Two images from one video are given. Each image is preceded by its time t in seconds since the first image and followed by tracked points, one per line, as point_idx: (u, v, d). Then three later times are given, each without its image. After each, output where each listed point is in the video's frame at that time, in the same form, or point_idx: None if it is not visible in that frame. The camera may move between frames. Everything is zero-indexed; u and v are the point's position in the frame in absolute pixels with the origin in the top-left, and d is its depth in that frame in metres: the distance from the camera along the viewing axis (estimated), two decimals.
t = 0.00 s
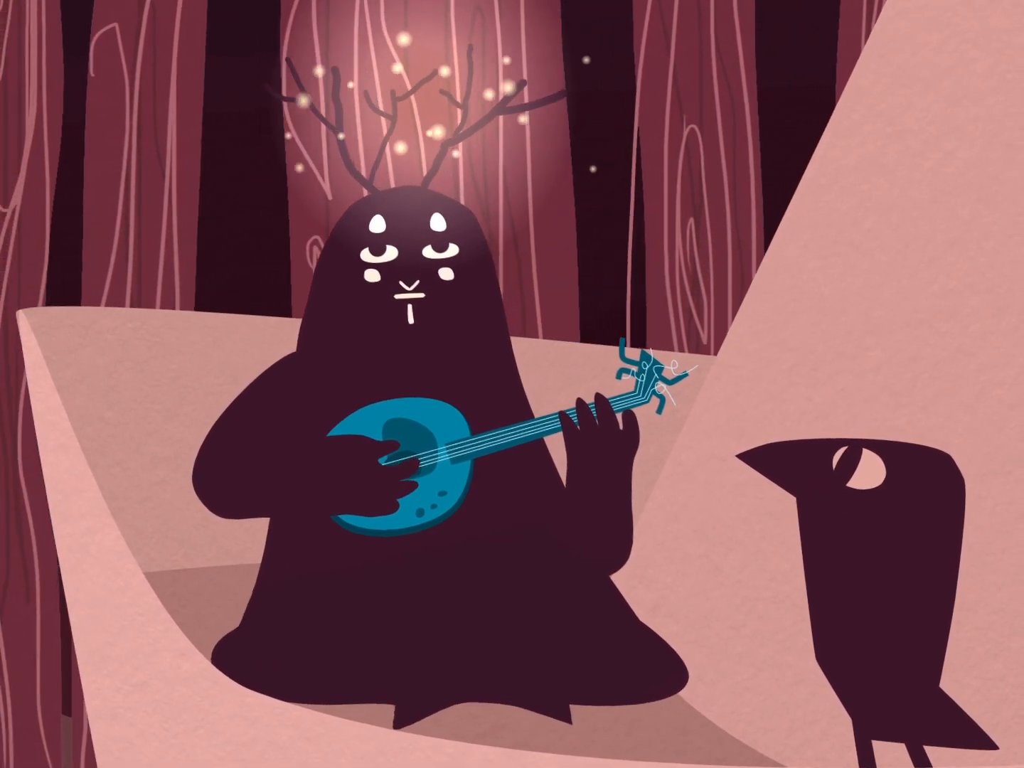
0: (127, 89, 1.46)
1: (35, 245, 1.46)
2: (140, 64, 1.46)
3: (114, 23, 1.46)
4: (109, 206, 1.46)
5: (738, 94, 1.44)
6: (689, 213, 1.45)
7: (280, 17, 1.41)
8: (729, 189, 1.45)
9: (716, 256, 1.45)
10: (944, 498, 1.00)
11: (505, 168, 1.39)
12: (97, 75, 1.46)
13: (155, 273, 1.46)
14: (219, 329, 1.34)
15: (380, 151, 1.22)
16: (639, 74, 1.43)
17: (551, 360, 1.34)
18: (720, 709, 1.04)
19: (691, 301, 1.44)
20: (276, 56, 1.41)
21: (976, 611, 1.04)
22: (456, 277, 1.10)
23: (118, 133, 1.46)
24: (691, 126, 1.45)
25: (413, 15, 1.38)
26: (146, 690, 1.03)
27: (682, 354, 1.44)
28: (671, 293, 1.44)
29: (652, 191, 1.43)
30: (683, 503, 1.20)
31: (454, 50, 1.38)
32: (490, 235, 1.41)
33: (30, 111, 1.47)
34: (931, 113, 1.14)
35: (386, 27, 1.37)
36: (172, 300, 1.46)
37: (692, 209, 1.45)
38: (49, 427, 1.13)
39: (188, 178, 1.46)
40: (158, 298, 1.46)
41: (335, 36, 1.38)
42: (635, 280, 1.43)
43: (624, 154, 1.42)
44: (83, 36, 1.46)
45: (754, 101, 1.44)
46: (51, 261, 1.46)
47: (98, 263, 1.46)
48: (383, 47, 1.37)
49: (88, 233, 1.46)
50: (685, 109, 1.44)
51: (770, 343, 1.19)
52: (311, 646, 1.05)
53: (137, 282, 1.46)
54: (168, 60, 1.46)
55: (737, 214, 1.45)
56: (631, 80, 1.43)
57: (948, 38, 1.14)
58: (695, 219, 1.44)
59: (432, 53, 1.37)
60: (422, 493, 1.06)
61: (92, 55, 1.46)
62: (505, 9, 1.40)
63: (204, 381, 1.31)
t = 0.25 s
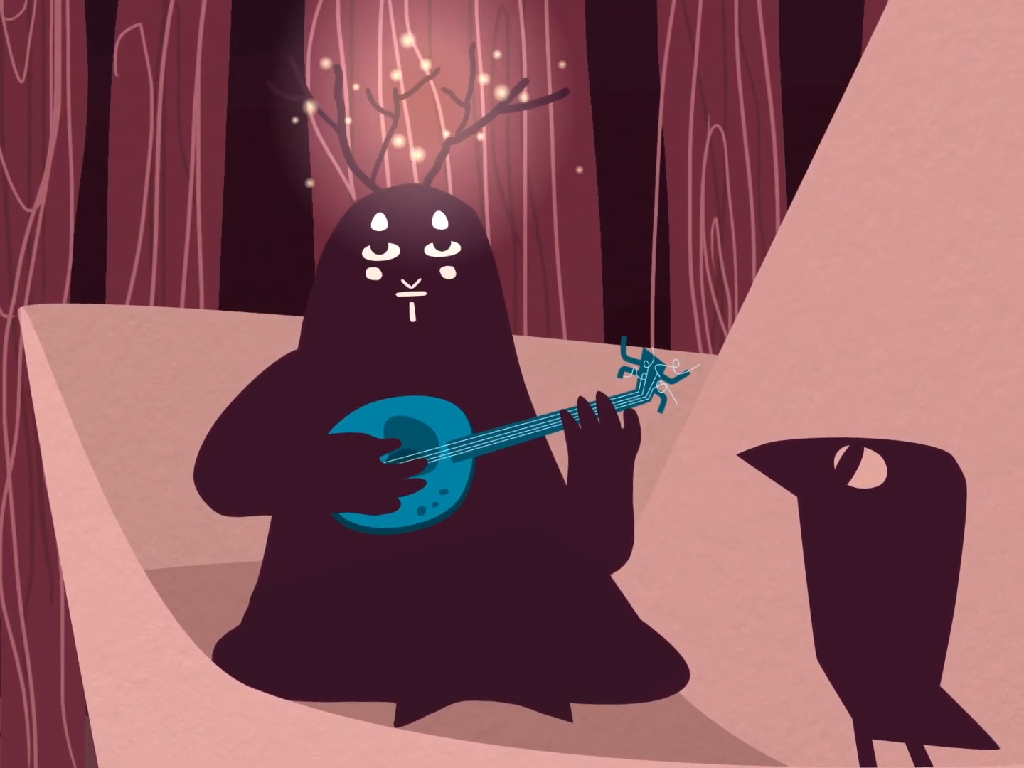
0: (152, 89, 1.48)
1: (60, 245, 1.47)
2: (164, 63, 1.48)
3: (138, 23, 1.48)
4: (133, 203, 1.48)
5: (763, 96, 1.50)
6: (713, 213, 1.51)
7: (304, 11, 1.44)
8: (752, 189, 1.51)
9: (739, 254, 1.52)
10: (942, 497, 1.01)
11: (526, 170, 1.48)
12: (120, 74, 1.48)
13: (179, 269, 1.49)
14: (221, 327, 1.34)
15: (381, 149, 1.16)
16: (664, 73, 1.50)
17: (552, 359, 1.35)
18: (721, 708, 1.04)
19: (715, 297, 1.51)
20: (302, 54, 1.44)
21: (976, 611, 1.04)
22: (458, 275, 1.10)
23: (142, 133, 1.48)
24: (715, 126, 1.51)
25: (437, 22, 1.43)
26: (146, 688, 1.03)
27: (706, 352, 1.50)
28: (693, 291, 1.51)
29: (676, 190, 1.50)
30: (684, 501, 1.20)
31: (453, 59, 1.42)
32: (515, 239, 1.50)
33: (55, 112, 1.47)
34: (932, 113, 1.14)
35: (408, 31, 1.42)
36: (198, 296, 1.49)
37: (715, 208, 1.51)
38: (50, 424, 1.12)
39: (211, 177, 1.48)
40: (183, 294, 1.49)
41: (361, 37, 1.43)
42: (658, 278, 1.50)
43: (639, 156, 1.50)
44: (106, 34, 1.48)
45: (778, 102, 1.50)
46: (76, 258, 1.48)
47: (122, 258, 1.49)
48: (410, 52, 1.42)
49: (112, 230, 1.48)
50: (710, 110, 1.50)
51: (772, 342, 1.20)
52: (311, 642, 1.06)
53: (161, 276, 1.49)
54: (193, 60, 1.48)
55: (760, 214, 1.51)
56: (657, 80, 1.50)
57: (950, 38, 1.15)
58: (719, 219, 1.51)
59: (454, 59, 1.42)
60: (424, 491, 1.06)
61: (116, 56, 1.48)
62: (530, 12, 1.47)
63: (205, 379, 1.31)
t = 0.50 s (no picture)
0: (176, 89, 1.47)
1: (84, 244, 1.47)
2: (188, 64, 1.47)
3: (163, 24, 1.47)
4: (157, 202, 1.48)
5: (787, 100, 1.48)
6: (737, 213, 1.47)
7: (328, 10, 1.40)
8: (776, 189, 1.48)
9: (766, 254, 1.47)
10: (945, 496, 1.02)
11: (551, 169, 1.45)
12: (145, 75, 1.47)
13: (204, 268, 1.47)
14: (225, 323, 1.33)
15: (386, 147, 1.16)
16: (690, 73, 1.47)
17: (555, 356, 1.34)
18: (723, 707, 1.05)
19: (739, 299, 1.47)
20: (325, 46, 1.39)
21: (979, 611, 1.04)
22: (461, 272, 1.10)
23: (165, 133, 1.47)
24: (739, 127, 1.48)
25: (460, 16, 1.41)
26: (148, 684, 1.03)
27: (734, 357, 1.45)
28: (718, 293, 1.47)
29: (700, 190, 1.46)
30: (686, 500, 1.20)
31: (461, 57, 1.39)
32: (540, 240, 1.46)
33: (79, 112, 1.48)
34: (936, 112, 1.15)
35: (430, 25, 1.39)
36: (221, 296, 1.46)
37: (740, 208, 1.48)
38: (53, 420, 1.14)
39: (234, 177, 1.46)
40: (207, 294, 1.47)
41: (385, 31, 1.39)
42: (682, 279, 1.46)
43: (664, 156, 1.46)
44: (132, 34, 1.48)
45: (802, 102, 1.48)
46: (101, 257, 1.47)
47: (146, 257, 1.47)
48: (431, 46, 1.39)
49: (136, 230, 1.47)
50: (734, 110, 1.48)
51: (775, 341, 1.20)
52: (312, 637, 1.06)
53: (185, 275, 1.47)
54: (216, 61, 1.46)
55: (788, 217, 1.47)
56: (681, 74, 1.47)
57: (954, 37, 1.15)
58: (745, 218, 1.47)
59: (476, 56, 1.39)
60: (426, 487, 1.06)
61: (141, 56, 1.47)
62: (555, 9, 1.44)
63: (208, 375, 1.30)
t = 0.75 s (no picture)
0: (201, 89, 1.37)
1: (109, 246, 1.37)
2: (212, 65, 1.37)
3: (187, 23, 1.37)
4: (184, 206, 1.38)
5: (812, 97, 1.36)
6: (761, 213, 1.36)
7: None
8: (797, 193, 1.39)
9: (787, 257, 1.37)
10: (948, 493, 1.02)
11: (576, 169, 1.35)
12: (169, 74, 1.37)
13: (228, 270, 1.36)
14: (229, 317, 1.31)
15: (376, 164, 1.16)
16: (714, 67, 1.36)
17: (556, 353, 1.30)
18: (726, 703, 1.05)
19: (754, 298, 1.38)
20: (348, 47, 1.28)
21: (980, 610, 1.04)
22: (465, 268, 1.10)
23: (190, 134, 1.37)
24: (762, 125, 1.37)
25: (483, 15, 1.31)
26: (150, 679, 1.02)
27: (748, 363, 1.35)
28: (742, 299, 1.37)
29: (725, 194, 1.35)
30: (688, 498, 1.18)
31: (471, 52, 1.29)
32: (563, 240, 1.35)
33: (105, 115, 1.38)
34: (941, 111, 1.14)
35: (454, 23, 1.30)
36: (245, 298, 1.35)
37: (763, 207, 1.37)
38: (56, 414, 1.17)
39: (259, 180, 1.36)
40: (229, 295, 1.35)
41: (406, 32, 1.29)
42: (707, 277, 1.35)
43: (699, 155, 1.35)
44: (157, 31, 1.37)
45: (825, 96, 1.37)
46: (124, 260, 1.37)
47: (171, 261, 1.37)
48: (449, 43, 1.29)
49: (162, 230, 1.37)
50: (757, 109, 1.37)
51: (778, 339, 1.18)
52: (314, 632, 1.06)
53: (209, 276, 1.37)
54: (240, 63, 1.36)
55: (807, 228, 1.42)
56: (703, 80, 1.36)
57: (960, 37, 1.15)
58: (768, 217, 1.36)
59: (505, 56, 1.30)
60: (429, 483, 1.06)
61: (165, 55, 1.37)
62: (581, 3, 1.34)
63: (211, 369, 1.28)
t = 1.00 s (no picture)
0: (224, 89, 1.46)
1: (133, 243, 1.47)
2: (237, 64, 1.46)
3: (210, 23, 1.46)
4: (205, 197, 1.46)
5: (836, 102, 1.47)
6: (787, 214, 1.47)
7: None
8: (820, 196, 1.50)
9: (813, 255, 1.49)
10: (951, 494, 1.01)
11: (602, 167, 1.45)
12: (194, 74, 1.46)
13: (252, 266, 1.46)
14: (233, 311, 1.34)
15: (393, 143, 1.17)
16: (739, 71, 1.46)
17: (562, 349, 1.35)
18: (728, 702, 1.04)
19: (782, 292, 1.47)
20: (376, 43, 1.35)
21: (983, 609, 1.04)
22: (469, 264, 1.10)
23: (213, 132, 1.46)
24: (788, 126, 1.47)
25: (510, 22, 1.40)
26: (153, 672, 1.01)
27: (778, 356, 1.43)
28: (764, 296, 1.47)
29: (750, 188, 1.46)
30: (692, 495, 1.21)
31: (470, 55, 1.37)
32: (587, 237, 1.46)
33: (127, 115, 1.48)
34: (944, 110, 1.15)
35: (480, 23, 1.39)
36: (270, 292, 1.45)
37: (788, 209, 1.48)
38: (60, 407, 1.17)
39: (281, 176, 1.44)
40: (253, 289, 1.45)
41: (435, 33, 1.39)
42: (732, 276, 1.45)
43: (716, 156, 1.45)
44: (181, 34, 1.47)
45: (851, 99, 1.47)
46: (149, 257, 1.47)
47: (194, 258, 1.47)
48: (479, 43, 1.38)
49: (185, 229, 1.46)
50: (782, 111, 1.46)
51: (781, 337, 1.20)
52: (317, 627, 1.06)
53: (233, 268, 1.47)
54: (263, 62, 1.45)
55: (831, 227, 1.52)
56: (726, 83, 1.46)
57: (964, 36, 1.15)
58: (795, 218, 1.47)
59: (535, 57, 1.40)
60: (432, 479, 1.06)
61: (189, 56, 1.46)
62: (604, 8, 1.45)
63: (215, 363, 1.30)
